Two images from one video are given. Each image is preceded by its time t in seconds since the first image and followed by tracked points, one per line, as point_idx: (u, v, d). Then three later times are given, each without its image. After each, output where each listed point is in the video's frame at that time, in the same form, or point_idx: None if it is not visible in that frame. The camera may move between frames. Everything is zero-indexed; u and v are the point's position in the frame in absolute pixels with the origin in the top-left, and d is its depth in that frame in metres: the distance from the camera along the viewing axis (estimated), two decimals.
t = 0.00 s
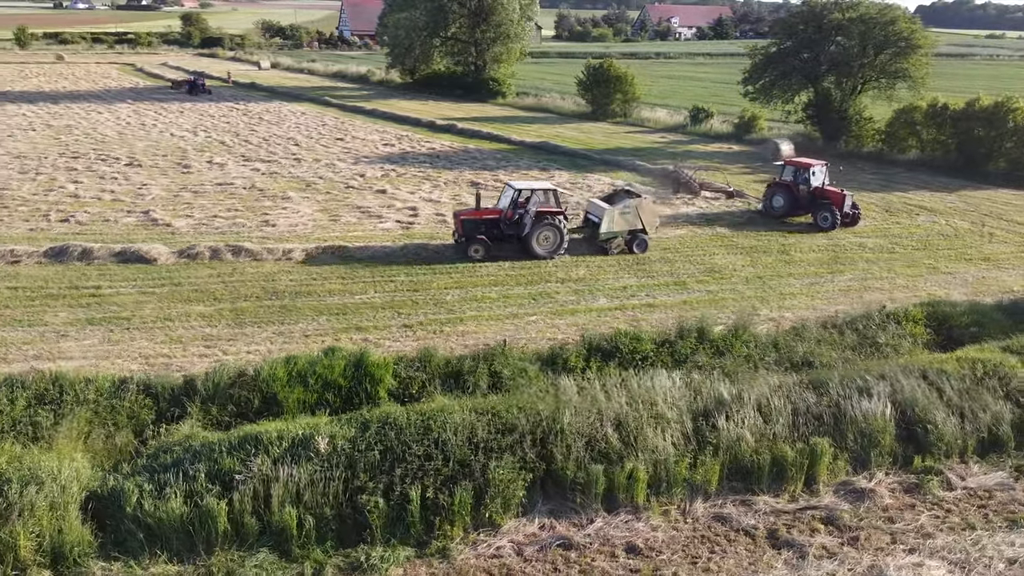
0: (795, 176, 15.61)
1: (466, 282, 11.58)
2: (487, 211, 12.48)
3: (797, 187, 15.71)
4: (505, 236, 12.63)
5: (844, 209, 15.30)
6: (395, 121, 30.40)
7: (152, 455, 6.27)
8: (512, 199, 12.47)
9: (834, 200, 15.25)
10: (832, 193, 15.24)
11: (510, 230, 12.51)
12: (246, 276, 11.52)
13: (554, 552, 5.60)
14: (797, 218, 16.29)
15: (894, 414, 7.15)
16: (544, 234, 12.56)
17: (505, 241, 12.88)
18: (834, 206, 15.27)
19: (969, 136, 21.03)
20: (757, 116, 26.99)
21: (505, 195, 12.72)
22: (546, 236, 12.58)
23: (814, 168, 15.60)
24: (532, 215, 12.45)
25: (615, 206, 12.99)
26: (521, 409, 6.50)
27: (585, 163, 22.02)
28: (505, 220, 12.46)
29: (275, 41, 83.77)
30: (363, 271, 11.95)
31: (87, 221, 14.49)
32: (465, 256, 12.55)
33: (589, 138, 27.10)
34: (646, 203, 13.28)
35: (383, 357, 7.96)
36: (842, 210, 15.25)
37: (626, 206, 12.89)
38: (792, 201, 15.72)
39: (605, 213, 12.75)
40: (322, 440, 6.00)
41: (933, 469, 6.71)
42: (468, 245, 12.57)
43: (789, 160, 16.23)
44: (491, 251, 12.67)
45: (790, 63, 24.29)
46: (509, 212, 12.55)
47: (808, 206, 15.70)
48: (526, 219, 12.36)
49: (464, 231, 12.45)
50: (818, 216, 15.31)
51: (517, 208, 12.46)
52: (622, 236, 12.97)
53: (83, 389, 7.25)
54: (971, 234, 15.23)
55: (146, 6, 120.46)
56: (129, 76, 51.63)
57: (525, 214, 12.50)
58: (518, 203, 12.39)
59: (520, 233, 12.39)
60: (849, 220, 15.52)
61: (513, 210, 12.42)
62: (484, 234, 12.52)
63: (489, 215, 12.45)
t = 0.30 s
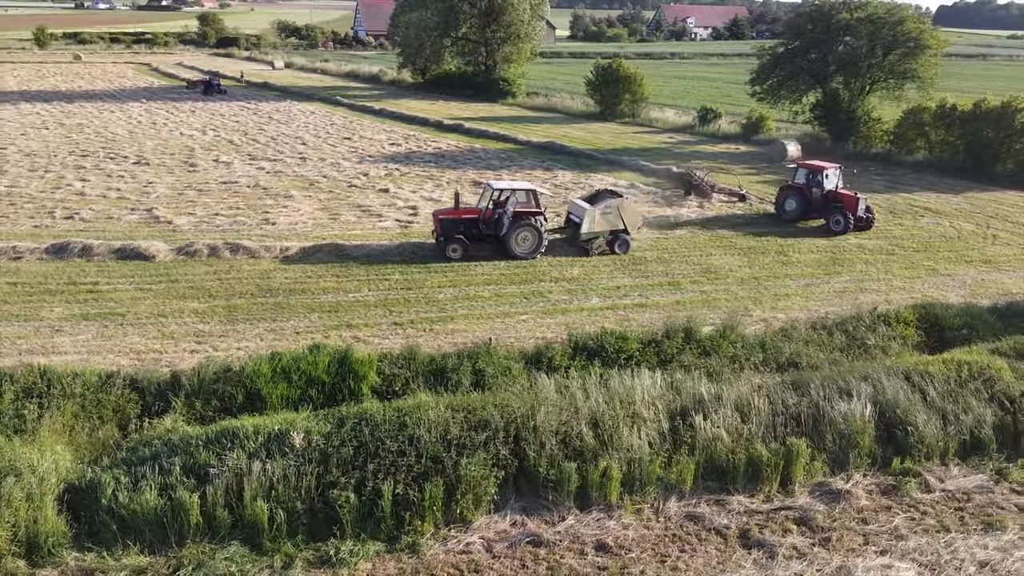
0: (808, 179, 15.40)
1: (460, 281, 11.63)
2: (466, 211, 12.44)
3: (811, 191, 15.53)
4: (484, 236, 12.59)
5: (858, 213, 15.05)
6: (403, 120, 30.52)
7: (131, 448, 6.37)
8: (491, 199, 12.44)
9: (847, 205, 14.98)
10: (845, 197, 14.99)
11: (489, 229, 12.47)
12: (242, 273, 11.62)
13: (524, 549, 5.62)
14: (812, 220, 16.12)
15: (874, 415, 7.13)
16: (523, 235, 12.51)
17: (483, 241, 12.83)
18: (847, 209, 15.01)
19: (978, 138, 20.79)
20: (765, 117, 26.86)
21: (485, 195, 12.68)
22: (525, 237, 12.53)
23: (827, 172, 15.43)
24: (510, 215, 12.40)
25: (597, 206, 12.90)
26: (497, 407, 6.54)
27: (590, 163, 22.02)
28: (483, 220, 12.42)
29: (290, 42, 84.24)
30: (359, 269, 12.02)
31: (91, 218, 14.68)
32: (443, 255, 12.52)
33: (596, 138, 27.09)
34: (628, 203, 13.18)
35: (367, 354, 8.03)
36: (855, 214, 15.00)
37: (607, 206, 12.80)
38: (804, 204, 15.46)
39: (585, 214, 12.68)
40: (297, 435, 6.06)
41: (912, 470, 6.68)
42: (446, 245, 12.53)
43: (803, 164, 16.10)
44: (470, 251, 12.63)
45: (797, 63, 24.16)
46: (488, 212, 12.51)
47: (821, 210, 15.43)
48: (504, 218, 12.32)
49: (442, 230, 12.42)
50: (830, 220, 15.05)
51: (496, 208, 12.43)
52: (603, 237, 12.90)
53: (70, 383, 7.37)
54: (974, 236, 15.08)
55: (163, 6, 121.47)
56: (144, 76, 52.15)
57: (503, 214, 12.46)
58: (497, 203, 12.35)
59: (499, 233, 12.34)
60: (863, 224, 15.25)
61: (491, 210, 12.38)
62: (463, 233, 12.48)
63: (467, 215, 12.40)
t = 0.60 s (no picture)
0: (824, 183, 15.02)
1: (457, 280, 11.69)
2: (448, 211, 12.50)
3: (827, 194, 15.15)
4: (466, 236, 12.62)
5: (876, 218, 14.70)
6: (415, 120, 30.64)
7: (115, 440, 6.48)
8: (473, 198, 12.51)
9: (865, 210, 14.63)
10: (862, 201, 14.60)
11: (470, 229, 12.49)
12: (242, 271, 11.75)
13: (496, 546, 5.64)
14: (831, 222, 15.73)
15: (858, 417, 7.09)
16: (504, 235, 12.48)
17: (466, 241, 12.86)
18: (864, 214, 14.66)
19: (991, 139, 20.54)
20: (777, 117, 26.68)
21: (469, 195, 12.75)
22: (507, 237, 12.50)
23: (844, 175, 15.04)
24: (491, 215, 12.42)
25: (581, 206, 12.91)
26: (476, 404, 6.58)
27: (598, 163, 22.00)
28: (465, 219, 12.45)
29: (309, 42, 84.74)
30: (358, 267, 12.10)
31: (99, 215, 14.90)
32: (425, 255, 12.57)
33: (607, 138, 27.07)
34: (614, 204, 13.18)
35: (356, 351, 8.09)
36: (873, 219, 14.64)
37: (592, 207, 12.82)
38: (821, 208, 15.11)
39: (569, 213, 12.70)
40: (276, 430, 6.14)
41: (894, 473, 6.63)
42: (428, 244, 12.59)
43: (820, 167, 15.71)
44: (451, 250, 12.67)
45: (809, 64, 23.99)
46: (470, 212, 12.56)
47: (838, 214, 15.08)
48: (485, 217, 12.34)
49: (424, 229, 12.48)
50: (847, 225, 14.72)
51: (477, 207, 12.47)
52: (587, 237, 12.89)
53: (62, 376, 7.50)
54: (981, 239, 14.91)
55: (186, 6, 122.68)
56: (164, 75, 52.68)
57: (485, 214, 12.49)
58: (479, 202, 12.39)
59: (480, 232, 12.36)
60: (881, 229, 14.92)
61: (473, 209, 12.42)
62: (444, 232, 12.52)
63: (449, 214, 12.46)
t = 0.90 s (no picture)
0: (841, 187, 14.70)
1: (456, 278, 11.75)
2: (432, 210, 12.58)
3: (845, 199, 14.80)
4: (448, 236, 12.67)
5: (895, 223, 14.32)
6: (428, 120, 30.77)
7: (102, 432, 6.60)
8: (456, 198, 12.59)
9: (884, 214, 14.26)
10: (881, 206, 14.23)
11: (452, 228, 12.55)
12: (244, 268, 11.89)
13: (470, 541, 5.67)
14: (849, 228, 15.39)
15: (842, 419, 7.05)
16: (487, 235, 12.50)
17: (449, 241, 12.91)
18: (882, 219, 14.29)
19: (1006, 140, 20.28)
20: (790, 118, 26.49)
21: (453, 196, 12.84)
22: (490, 237, 12.52)
23: (863, 180, 14.68)
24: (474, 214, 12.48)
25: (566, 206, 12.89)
26: (457, 402, 6.62)
27: (607, 163, 21.99)
28: (447, 218, 12.52)
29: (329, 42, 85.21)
30: (357, 265, 12.20)
31: (109, 212, 15.13)
32: (407, 253, 12.62)
33: (618, 138, 27.04)
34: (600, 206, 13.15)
35: (345, 348, 8.16)
36: (891, 224, 14.26)
37: (576, 207, 12.79)
38: (838, 213, 14.79)
39: (553, 213, 12.69)
40: (257, 424, 6.22)
41: (876, 475, 6.60)
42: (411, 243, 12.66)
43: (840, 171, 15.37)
44: (434, 249, 12.72)
45: (821, 64, 23.80)
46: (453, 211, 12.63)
47: (856, 219, 14.74)
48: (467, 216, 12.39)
49: (407, 228, 12.54)
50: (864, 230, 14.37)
51: (461, 207, 12.54)
52: (571, 238, 12.85)
53: (56, 370, 7.64)
54: (990, 241, 14.74)
55: (208, 6, 123.78)
56: (184, 75, 53.20)
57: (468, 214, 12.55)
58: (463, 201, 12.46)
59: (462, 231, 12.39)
60: (901, 234, 14.53)
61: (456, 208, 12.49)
62: (428, 231, 12.58)
63: (432, 213, 12.54)
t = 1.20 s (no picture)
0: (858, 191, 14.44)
1: (452, 277, 11.81)
2: (414, 208, 12.70)
3: (862, 203, 14.53)
4: (431, 234, 12.75)
5: (912, 228, 14.04)
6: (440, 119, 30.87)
7: (89, 423, 6.72)
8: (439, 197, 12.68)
9: (901, 219, 13.97)
10: (900, 210, 13.94)
11: (434, 226, 12.64)
12: (244, 265, 12.02)
13: (442, 536, 5.72)
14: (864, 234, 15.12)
15: (824, 420, 7.03)
16: (469, 233, 12.54)
17: (432, 240, 12.97)
18: (900, 224, 14.00)
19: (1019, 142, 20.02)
20: (802, 118, 26.30)
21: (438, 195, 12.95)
22: (471, 236, 12.55)
23: (880, 183, 14.44)
24: (455, 212, 12.54)
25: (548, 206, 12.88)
26: (437, 398, 6.68)
27: (614, 163, 21.95)
28: (429, 217, 12.62)
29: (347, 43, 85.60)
30: (356, 263, 12.30)
31: (117, 209, 15.36)
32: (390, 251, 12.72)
33: (628, 138, 26.99)
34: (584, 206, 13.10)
35: (333, 344, 8.24)
36: (908, 229, 13.98)
37: (558, 207, 12.77)
38: (855, 218, 14.51)
39: (535, 212, 12.68)
40: (237, 418, 6.31)
41: (855, 476, 6.57)
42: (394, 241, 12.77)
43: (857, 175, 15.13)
44: (416, 248, 12.80)
45: (833, 64, 23.61)
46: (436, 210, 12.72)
47: (872, 224, 14.47)
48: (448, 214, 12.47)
49: (390, 226, 12.67)
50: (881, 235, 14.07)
51: (443, 206, 12.63)
52: (552, 238, 12.82)
53: (49, 362, 7.79)
54: (996, 243, 14.56)
55: (230, 7, 124.85)
56: (202, 75, 53.68)
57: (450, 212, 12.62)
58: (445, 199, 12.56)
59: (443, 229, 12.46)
60: (918, 240, 14.25)
61: (437, 207, 12.58)
62: (410, 229, 12.69)
63: (414, 211, 12.64)
